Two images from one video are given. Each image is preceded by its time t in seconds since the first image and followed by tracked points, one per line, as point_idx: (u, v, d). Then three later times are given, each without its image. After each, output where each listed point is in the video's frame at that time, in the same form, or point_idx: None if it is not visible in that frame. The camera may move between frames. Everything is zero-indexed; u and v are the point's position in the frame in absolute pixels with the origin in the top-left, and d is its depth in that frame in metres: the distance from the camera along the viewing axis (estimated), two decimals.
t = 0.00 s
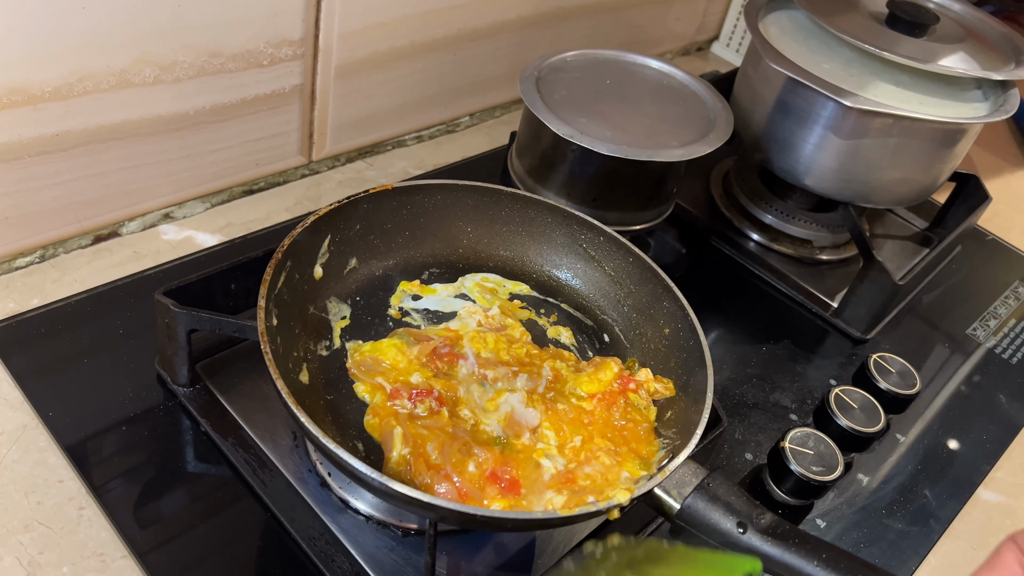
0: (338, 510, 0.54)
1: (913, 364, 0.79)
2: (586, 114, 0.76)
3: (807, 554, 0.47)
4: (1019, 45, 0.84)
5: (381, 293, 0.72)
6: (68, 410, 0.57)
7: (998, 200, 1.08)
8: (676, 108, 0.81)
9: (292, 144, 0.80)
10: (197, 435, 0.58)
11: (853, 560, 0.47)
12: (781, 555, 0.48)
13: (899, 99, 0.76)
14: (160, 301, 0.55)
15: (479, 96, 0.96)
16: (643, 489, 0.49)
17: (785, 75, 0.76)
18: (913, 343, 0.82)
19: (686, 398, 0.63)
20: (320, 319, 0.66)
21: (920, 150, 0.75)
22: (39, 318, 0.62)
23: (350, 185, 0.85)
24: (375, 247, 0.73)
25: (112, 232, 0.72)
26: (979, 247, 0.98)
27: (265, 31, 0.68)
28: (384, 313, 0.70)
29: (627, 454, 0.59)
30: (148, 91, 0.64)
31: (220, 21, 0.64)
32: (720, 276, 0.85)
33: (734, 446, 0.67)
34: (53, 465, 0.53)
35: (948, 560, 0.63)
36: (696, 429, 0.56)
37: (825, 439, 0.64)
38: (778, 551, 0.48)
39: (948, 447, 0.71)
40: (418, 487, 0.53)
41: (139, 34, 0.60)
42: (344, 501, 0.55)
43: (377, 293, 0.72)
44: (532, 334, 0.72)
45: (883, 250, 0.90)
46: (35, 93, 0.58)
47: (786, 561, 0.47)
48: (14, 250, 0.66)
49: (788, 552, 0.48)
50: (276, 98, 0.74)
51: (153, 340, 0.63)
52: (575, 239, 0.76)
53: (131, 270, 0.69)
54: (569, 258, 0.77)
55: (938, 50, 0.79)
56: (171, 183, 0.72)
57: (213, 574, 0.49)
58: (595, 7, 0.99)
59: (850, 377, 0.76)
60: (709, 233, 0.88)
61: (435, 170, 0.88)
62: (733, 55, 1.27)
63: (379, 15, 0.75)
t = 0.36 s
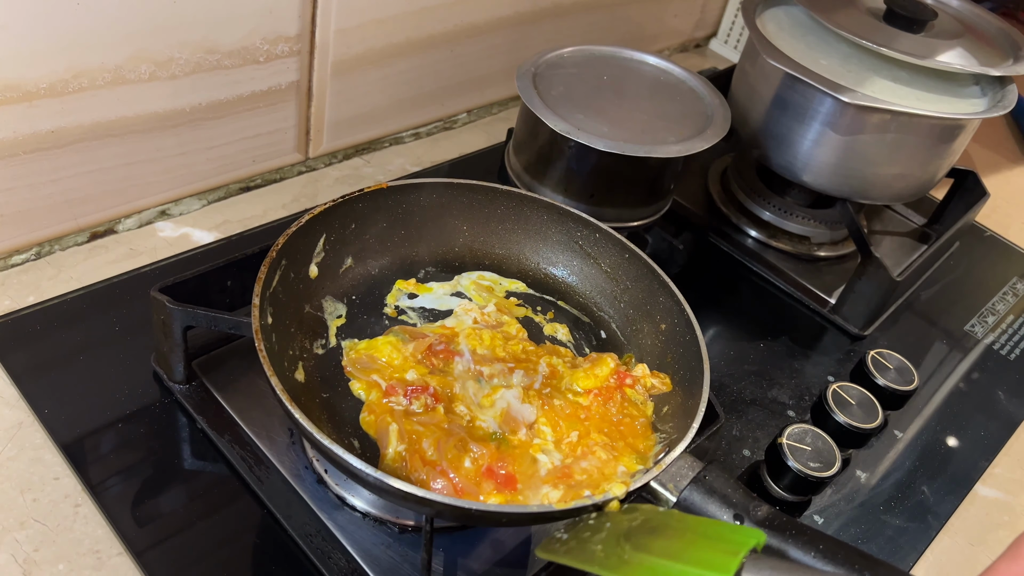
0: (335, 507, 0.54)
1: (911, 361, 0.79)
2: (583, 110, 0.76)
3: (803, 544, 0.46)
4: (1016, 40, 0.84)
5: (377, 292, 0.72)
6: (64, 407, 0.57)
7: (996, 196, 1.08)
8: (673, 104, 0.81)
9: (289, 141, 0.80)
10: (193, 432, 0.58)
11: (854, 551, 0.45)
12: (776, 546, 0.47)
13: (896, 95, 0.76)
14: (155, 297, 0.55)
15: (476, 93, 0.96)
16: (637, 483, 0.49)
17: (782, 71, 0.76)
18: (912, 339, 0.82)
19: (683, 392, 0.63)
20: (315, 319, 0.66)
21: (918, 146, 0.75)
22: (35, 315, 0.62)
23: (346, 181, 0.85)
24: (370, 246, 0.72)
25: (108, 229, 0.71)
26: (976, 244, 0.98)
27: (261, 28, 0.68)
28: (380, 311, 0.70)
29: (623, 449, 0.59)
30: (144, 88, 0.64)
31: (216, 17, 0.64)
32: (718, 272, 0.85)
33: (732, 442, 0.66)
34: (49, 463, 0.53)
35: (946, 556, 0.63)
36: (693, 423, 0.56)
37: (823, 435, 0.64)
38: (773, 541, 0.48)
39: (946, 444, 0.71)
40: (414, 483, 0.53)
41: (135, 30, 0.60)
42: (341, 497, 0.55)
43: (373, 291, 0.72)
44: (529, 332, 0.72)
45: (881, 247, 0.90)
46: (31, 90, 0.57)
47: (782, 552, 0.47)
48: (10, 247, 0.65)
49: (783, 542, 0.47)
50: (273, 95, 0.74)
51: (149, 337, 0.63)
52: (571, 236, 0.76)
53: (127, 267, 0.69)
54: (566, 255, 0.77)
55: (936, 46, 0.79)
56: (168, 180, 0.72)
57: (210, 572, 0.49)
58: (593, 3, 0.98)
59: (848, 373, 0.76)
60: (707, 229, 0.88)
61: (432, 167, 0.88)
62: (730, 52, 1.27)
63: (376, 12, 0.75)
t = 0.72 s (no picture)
0: (339, 504, 0.55)
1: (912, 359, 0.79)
2: (585, 108, 0.76)
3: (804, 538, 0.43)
4: (1016, 39, 0.84)
5: (380, 292, 0.72)
6: (69, 405, 0.57)
7: (996, 195, 1.08)
8: (674, 103, 0.81)
9: (291, 140, 0.80)
10: (197, 430, 0.58)
11: (856, 544, 0.42)
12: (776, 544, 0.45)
13: (897, 93, 0.76)
14: (160, 296, 0.55)
15: (477, 92, 0.96)
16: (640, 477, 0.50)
17: (783, 70, 0.76)
18: (912, 337, 0.82)
19: (685, 389, 0.63)
20: (319, 319, 0.66)
21: (919, 144, 0.75)
22: (39, 314, 0.62)
23: (348, 180, 0.85)
24: (373, 246, 0.73)
25: (111, 228, 0.72)
26: (977, 242, 0.98)
27: (263, 27, 0.68)
28: (383, 311, 0.70)
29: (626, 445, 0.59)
30: (147, 87, 0.64)
31: (218, 16, 0.64)
32: (719, 270, 0.85)
33: (733, 440, 0.67)
34: (54, 461, 0.53)
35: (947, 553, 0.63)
36: (695, 418, 0.56)
37: (824, 433, 0.64)
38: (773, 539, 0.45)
39: (947, 442, 0.71)
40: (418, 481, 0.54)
41: (137, 30, 0.60)
42: (344, 495, 0.55)
43: (376, 291, 0.72)
44: (531, 330, 0.72)
45: (882, 245, 0.90)
46: (34, 89, 0.58)
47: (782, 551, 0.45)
48: (14, 246, 0.66)
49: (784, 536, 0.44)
50: (274, 94, 0.74)
51: (153, 335, 0.63)
52: (572, 235, 0.76)
53: (130, 266, 0.69)
54: (568, 254, 0.77)
55: (936, 44, 0.79)
56: (170, 179, 0.72)
57: (215, 569, 0.50)
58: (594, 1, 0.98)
59: (849, 371, 0.76)
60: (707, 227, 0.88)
61: (434, 166, 0.88)
62: (730, 50, 1.27)
63: (378, 11, 0.75)
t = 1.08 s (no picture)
0: (338, 504, 0.55)
1: (911, 359, 0.79)
2: (584, 109, 0.76)
3: (802, 530, 0.46)
4: (1015, 39, 0.84)
5: (380, 296, 0.72)
6: (68, 406, 0.57)
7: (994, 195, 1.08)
8: (673, 103, 0.81)
9: (291, 141, 0.80)
10: (196, 431, 0.58)
11: (850, 536, 0.45)
12: (774, 533, 0.46)
13: (896, 94, 0.76)
14: (159, 297, 0.55)
15: (476, 92, 0.96)
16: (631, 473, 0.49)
17: (782, 71, 0.76)
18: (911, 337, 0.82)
19: (682, 386, 0.63)
20: (319, 323, 0.66)
21: (917, 145, 0.75)
22: (38, 314, 0.62)
23: (348, 180, 0.85)
24: (372, 249, 0.73)
25: (111, 229, 0.72)
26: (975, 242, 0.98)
27: (264, 28, 0.68)
28: (382, 315, 0.71)
29: (622, 443, 0.59)
30: (146, 87, 0.64)
31: (218, 17, 0.64)
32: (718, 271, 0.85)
33: (732, 440, 0.67)
34: (54, 461, 0.53)
35: (945, 552, 0.63)
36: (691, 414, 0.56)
37: (823, 433, 0.64)
38: (772, 528, 0.46)
39: (945, 441, 0.71)
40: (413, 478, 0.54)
41: (137, 31, 0.60)
42: (344, 495, 0.55)
43: (376, 296, 0.72)
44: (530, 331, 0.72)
45: (880, 245, 0.90)
46: (34, 91, 0.58)
47: (780, 539, 0.46)
48: (13, 247, 0.66)
49: (782, 528, 0.46)
50: (274, 95, 0.74)
51: (152, 336, 0.63)
52: (571, 239, 0.76)
53: (130, 266, 0.69)
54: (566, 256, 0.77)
55: (935, 45, 0.79)
56: (170, 179, 0.72)
57: (215, 570, 0.50)
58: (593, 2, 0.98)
59: (848, 371, 0.76)
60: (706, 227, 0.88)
61: (433, 166, 0.88)
62: (730, 50, 1.27)
63: (377, 11, 0.75)
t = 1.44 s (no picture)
0: (330, 504, 0.53)
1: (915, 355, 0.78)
2: (583, 99, 0.74)
3: (808, 530, 0.44)
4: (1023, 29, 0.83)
5: (374, 289, 0.71)
6: (54, 403, 0.55)
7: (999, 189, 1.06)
8: (674, 94, 0.79)
9: (284, 132, 0.78)
10: (186, 428, 0.57)
11: (859, 537, 0.44)
12: (779, 534, 0.45)
13: (902, 84, 0.74)
14: (146, 290, 0.54)
15: (474, 83, 0.95)
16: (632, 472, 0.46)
17: (786, 60, 0.75)
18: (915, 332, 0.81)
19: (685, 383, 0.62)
20: (311, 317, 0.65)
21: (924, 136, 0.73)
22: (23, 309, 0.60)
23: (342, 173, 0.84)
24: (366, 243, 0.71)
25: (99, 221, 0.70)
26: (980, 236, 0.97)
27: (255, 15, 0.66)
28: (376, 309, 0.69)
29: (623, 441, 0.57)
30: (135, 76, 0.62)
31: (208, 4, 0.62)
32: (719, 265, 0.84)
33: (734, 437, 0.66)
34: (38, 459, 0.52)
35: (951, 552, 0.62)
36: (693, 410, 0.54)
37: (827, 431, 0.62)
38: (777, 529, 0.45)
39: (950, 438, 0.70)
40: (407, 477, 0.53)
41: (123, 18, 0.59)
42: (336, 494, 0.54)
43: (369, 289, 0.70)
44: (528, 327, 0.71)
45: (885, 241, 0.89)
46: (18, 79, 0.56)
47: (786, 540, 0.45)
48: None
49: (788, 529, 0.45)
50: (266, 85, 0.72)
51: (140, 331, 0.62)
52: (570, 232, 0.74)
53: (119, 260, 0.68)
54: (566, 251, 0.75)
55: (941, 35, 0.78)
56: (160, 171, 0.71)
57: (203, 571, 0.48)
58: None
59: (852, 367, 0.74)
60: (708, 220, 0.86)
61: (429, 158, 0.87)
62: (731, 42, 1.25)
63: None
